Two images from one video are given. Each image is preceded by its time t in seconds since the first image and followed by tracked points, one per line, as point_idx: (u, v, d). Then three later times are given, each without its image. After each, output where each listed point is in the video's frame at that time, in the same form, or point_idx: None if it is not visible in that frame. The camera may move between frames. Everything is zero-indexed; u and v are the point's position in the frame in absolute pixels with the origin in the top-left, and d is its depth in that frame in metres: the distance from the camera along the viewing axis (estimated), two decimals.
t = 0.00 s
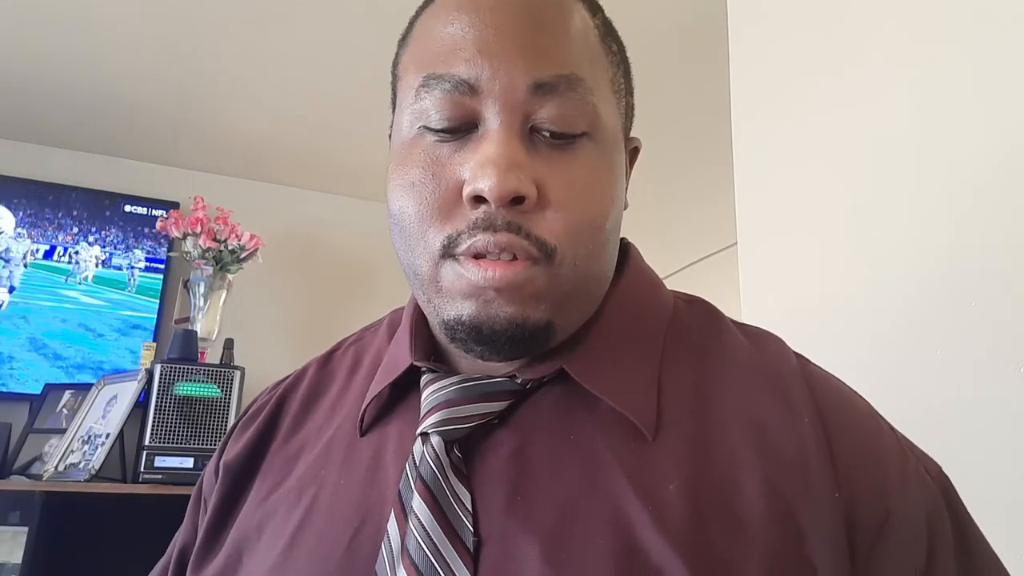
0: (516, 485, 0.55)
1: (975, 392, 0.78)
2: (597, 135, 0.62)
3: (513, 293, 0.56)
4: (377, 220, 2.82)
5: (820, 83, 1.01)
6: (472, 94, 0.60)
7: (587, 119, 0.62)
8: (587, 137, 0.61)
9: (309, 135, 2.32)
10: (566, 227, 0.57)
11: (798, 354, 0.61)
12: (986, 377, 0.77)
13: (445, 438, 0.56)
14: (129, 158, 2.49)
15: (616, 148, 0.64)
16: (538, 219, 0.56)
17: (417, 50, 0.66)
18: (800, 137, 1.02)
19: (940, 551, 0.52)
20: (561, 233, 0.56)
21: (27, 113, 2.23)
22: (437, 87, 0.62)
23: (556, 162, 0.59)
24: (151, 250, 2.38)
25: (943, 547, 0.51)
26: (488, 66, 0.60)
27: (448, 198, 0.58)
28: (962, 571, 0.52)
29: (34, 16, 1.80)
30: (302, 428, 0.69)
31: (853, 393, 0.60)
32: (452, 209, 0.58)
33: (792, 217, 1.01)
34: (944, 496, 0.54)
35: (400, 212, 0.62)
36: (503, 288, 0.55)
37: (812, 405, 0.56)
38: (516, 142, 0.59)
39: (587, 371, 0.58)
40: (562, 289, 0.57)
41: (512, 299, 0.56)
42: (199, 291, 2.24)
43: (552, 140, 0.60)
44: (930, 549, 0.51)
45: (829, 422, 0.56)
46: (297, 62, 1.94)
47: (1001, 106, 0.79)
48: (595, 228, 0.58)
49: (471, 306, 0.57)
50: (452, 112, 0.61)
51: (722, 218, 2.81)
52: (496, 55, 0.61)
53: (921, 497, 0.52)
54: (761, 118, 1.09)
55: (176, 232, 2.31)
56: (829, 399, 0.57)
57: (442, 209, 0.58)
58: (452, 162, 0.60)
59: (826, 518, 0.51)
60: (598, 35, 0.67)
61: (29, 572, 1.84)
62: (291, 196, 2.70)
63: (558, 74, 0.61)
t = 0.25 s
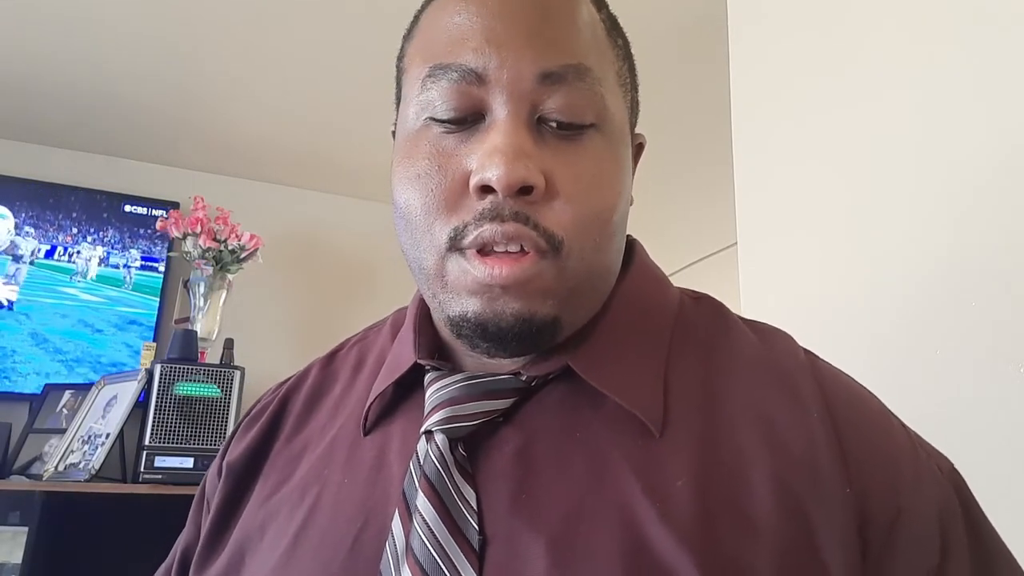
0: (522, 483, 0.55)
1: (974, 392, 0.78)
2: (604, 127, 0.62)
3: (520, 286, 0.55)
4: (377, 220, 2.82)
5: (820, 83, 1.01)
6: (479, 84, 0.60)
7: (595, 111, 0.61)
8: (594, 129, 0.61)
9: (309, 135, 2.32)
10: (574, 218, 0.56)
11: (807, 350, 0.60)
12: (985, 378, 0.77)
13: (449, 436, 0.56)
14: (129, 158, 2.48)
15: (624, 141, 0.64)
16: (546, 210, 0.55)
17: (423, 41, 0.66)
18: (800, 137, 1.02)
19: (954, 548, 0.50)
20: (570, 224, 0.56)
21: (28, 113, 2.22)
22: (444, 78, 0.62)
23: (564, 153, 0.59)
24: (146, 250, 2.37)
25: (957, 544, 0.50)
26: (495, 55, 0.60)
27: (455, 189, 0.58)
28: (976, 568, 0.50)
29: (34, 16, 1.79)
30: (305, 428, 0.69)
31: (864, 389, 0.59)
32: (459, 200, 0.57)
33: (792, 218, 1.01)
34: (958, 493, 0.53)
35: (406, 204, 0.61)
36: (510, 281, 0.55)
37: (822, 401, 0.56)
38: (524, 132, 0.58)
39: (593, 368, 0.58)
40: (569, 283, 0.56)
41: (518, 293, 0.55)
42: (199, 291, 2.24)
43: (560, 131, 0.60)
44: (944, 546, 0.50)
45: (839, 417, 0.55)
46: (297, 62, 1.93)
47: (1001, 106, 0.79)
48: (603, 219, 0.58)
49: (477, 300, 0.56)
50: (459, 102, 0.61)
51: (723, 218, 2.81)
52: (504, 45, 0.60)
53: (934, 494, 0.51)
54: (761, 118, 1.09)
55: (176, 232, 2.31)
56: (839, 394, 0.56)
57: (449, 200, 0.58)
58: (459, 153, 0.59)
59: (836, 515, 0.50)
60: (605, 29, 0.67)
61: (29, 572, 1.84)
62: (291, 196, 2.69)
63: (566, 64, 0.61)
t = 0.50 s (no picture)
0: (527, 479, 0.54)
1: (973, 392, 0.77)
2: (608, 126, 0.62)
3: (524, 284, 0.55)
4: (377, 221, 2.82)
5: (819, 84, 1.01)
6: (482, 83, 0.60)
7: (598, 109, 0.61)
8: (598, 127, 0.61)
9: (309, 135, 2.32)
10: (578, 216, 0.56)
11: (813, 343, 0.60)
12: (985, 377, 0.77)
13: (453, 432, 0.56)
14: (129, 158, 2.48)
15: (627, 140, 0.64)
16: (550, 208, 0.55)
17: (426, 41, 0.66)
18: (800, 137, 1.02)
19: (968, 539, 0.50)
20: (574, 222, 0.56)
21: (28, 113, 2.22)
22: (447, 77, 0.62)
23: (568, 151, 0.58)
24: (139, 253, 2.35)
25: (970, 535, 0.50)
26: (499, 54, 0.60)
27: (458, 187, 0.58)
28: (992, 561, 0.49)
29: (35, 16, 1.79)
30: (308, 428, 0.69)
31: (872, 381, 0.58)
32: (462, 198, 0.57)
33: (792, 218, 1.01)
34: (971, 482, 0.53)
35: (409, 203, 0.61)
36: (514, 279, 0.55)
37: (830, 394, 0.55)
38: (527, 131, 0.58)
39: (598, 363, 0.58)
40: (574, 281, 0.56)
41: (522, 291, 0.55)
42: (199, 291, 2.24)
43: (563, 129, 0.59)
44: (957, 538, 0.49)
45: (848, 410, 0.54)
46: (298, 62, 1.93)
47: (1001, 107, 0.79)
48: (607, 217, 0.58)
49: (481, 299, 0.56)
50: (462, 101, 0.61)
51: (723, 218, 2.81)
52: (507, 44, 0.60)
53: (946, 484, 0.51)
54: (761, 118, 1.09)
55: (176, 232, 2.30)
56: (848, 386, 0.56)
57: (452, 199, 0.58)
58: (463, 151, 0.59)
59: (847, 508, 0.50)
60: (608, 27, 0.67)
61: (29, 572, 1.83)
62: (291, 196, 2.69)
63: (569, 63, 0.61)
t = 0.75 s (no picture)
0: (542, 479, 0.54)
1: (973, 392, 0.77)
2: (619, 119, 0.61)
3: (537, 280, 0.54)
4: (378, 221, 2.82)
5: (819, 82, 1.00)
6: (493, 77, 0.60)
7: (609, 103, 0.61)
8: (609, 121, 0.60)
9: (310, 135, 2.32)
10: (591, 210, 0.55)
11: (832, 338, 0.59)
12: (984, 377, 0.76)
13: (466, 432, 0.55)
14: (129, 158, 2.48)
15: (638, 134, 0.63)
16: (562, 201, 0.55)
17: (435, 37, 0.65)
18: (799, 137, 1.02)
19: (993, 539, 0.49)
20: (586, 216, 0.55)
21: (27, 114, 2.22)
22: (457, 72, 0.61)
23: (580, 145, 0.58)
24: (114, 246, 2.32)
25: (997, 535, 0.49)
26: (509, 48, 0.60)
27: (469, 182, 0.57)
28: (1019, 559, 0.49)
29: (35, 17, 1.79)
30: (317, 430, 0.68)
31: (892, 378, 0.57)
32: (473, 194, 0.57)
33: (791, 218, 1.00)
34: (996, 481, 0.52)
35: (418, 200, 0.61)
36: (527, 274, 0.54)
37: (850, 391, 0.54)
38: (539, 125, 0.58)
39: (612, 360, 0.57)
40: (587, 276, 0.56)
41: (536, 286, 0.55)
42: (199, 291, 2.23)
43: (575, 122, 0.59)
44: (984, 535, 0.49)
45: (870, 407, 0.54)
46: (298, 63, 1.93)
47: (1000, 107, 0.78)
48: (620, 212, 0.57)
49: (493, 295, 0.56)
50: (472, 96, 0.60)
51: (723, 218, 2.81)
52: (517, 37, 0.60)
53: (971, 483, 0.50)
54: (762, 117, 1.08)
55: (175, 232, 2.30)
56: (868, 384, 0.55)
57: (463, 195, 0.57)
58: (473, 146, 0.59)
59: (869, 507, 0.49)
60: (617, 22, 0.66)
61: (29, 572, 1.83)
62: (291, 196, 2.69)
63: (579, 56, 0.60)
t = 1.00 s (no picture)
0: (565, 480, 0.54)
1: (972, 393, 0.77)
2: (641, 115, 0.61)
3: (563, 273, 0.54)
4: (378, 221, 2.82)
5: (821, 82, 1.00)
6: (516, 71, 0.59)
7: (631, 98, 0.61)
8: (631, 116, 0.60)
9: (310, 135, 2.32)
10: (615, 202, 0.55)
11: (857, 339, 0.58)
12: (984, 377, 0.76)
13: (489, 432, 0.55)
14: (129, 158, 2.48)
15: (660, 130, 0.63)
16: (586, 193, 0.54)
17: (456, 35, 0.66)
18: (799, 137, 1.01)
19: None
20: (609, 210, 0.55)
21: (28, 115, 2.22)
22: (479, 68, 0.61)
23: (604, 139, 0.58)
24: (90, 243, 2.29)
25: None
26: (532, 43, 0.60)
27: (493, 177, 0.57)
28: None
29: (36, 17, 1.79)
30: (336, 432, 0.68)
31: (918, 379, 0.56)
32: (497, 188, 0.57)
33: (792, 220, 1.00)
34: None
35: (442, 196, 0.61)
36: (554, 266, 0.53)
37: (877, 392, 0.54)
38: (562, 118, 0.57)
39: (635, 360, 0.57)
40: (613, 270, 0.55)
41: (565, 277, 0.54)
42: (199, 291, 2.23)
43: (598, 117, 0.59)
44: (1014, 541, 0.48)
45: (897, 409, 0.53)
46: (298, 63, 1.93)
47: (1001, 107, 0.78)
48: (644, 206, 0.57)
49: (515, 291, 0.55)
50: (495, 91, 0.60)
51: (724, 218, 2.81)
52: (541, 32, 0.60)
53: (1001, 485, 0.49)
54: (761, 117, 1.08)
55: (176, 232, 2.30)
56: (895, 385, 0.54)
57: (487, 189, 0.57)
58: (496, 141, 0.59)
59: (898, 509, 0.49)
60: (637, 20, 0.66)
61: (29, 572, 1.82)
62: (291, 196, 2.69)
63: (602, 51, 0.60)
